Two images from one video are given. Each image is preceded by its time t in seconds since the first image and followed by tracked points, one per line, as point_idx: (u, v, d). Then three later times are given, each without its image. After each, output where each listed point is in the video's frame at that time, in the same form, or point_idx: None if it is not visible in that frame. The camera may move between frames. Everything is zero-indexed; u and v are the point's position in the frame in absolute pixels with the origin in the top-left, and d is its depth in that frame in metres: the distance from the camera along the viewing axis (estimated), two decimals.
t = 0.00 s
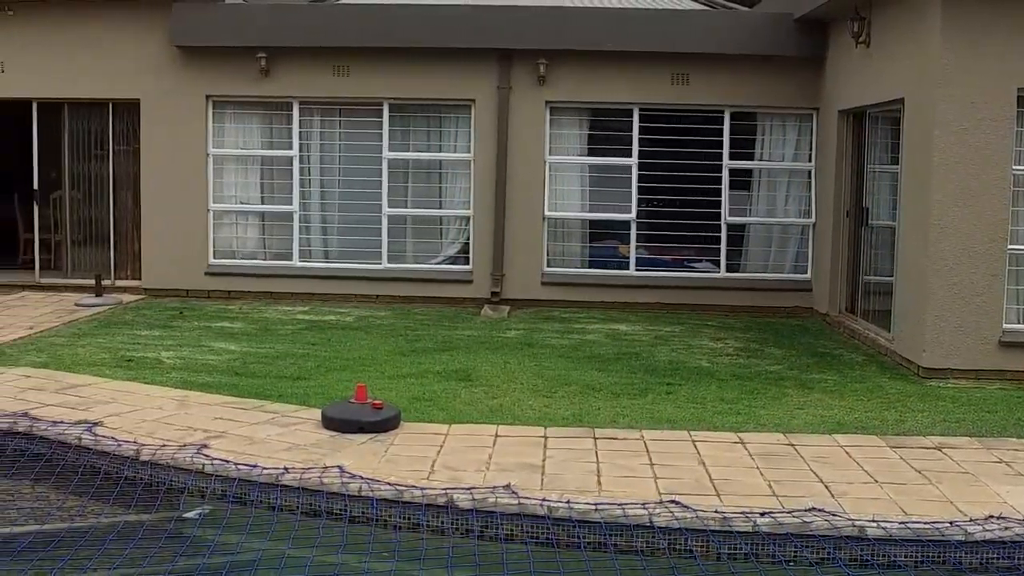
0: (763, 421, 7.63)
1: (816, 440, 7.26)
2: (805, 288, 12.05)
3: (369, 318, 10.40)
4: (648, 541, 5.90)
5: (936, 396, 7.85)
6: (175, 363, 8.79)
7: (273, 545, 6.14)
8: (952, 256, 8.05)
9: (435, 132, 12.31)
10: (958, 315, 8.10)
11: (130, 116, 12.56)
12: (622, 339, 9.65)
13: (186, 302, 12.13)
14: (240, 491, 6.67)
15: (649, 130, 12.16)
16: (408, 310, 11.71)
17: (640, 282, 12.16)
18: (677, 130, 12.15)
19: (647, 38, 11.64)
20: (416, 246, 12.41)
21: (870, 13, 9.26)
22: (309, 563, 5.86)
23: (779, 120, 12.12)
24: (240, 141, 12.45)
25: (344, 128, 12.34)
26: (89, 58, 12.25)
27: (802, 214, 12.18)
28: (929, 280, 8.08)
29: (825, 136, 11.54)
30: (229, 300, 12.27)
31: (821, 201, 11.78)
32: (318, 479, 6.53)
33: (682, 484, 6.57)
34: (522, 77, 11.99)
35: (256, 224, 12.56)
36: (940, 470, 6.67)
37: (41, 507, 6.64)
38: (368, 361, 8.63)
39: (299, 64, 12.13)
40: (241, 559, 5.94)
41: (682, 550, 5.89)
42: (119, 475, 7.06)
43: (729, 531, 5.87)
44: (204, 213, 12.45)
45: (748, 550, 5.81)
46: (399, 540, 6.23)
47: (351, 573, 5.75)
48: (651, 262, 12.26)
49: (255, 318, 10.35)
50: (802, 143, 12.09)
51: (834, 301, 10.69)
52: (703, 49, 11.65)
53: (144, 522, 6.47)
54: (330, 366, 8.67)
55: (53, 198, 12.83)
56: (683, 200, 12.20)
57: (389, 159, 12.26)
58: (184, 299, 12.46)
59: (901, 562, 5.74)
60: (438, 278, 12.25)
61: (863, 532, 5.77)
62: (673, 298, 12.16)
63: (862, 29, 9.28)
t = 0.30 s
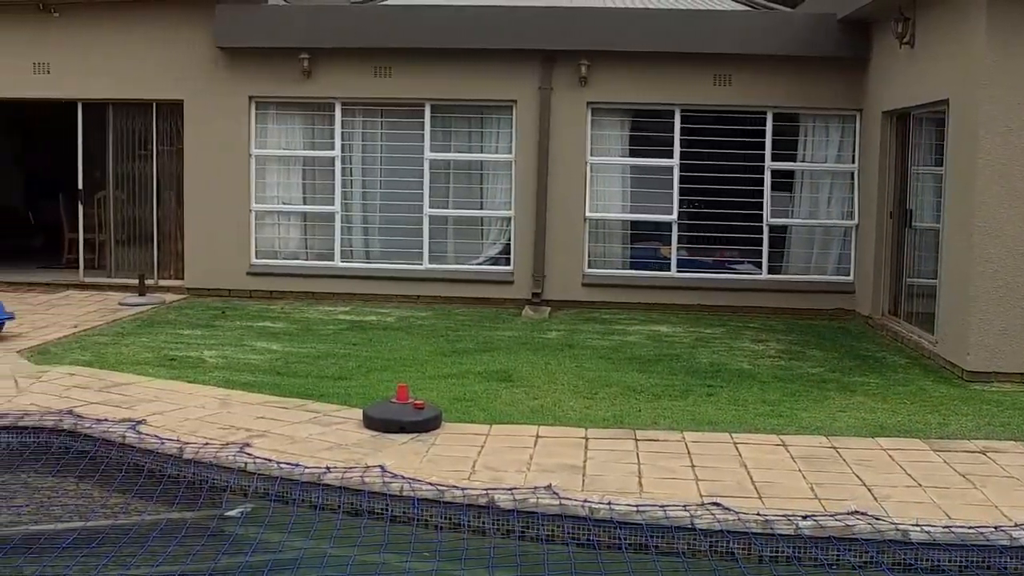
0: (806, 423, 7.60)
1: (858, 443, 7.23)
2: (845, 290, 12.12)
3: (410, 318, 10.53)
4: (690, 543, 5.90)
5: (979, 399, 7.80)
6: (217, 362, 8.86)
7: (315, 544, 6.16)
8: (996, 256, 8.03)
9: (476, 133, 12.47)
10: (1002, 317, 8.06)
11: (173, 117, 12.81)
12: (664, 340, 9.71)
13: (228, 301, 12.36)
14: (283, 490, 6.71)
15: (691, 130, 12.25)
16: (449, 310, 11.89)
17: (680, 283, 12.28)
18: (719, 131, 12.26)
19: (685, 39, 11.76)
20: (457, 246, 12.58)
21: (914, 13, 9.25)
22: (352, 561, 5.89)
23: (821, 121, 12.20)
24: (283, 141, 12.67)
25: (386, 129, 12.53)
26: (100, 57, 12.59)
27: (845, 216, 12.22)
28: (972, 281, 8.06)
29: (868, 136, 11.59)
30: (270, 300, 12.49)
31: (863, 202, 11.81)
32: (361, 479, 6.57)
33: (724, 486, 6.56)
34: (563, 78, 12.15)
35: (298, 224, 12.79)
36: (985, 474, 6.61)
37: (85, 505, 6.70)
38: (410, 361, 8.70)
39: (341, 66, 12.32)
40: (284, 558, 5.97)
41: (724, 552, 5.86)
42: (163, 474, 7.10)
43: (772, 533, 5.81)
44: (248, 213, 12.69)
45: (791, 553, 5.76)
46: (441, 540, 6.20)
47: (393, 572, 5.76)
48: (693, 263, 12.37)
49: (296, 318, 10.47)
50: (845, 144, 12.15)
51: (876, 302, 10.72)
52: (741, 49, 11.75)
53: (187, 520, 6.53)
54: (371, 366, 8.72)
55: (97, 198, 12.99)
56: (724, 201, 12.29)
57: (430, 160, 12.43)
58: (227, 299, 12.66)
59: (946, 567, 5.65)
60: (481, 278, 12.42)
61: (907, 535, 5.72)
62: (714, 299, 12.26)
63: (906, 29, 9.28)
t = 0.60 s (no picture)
0: (848, 426, 7.56)
1: (900, 446, 7.19)
2: (884, 292, 12.22)
3: (449, 318, 10.79)
4: (731, 546, 5.79)
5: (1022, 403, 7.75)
6: (257, 362, 8.94)
7: (356, 543, 6.12)
8: None
9: (517, 134, 12.68)
10: None
11: (214, 117, 13.13)
12: (705, 342, 9.80)
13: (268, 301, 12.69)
14: (324, 490, 6.66)
15: (732, 132, 12.41)
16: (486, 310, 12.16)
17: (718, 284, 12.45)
18: (760, 132, 12.38)
19: (722, 40, 11.86)
20: (497, 247, 12.81)
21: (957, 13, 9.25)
22: (392, 560, 5.85)
23: (863, 123, 12.31)
24: (323, 142, 12.94)
25: (426, 128, 12.79)
26: (111, 58, 13.01)
27: (887, 218, 12.31)
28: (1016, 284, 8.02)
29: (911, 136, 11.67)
30: (310, 300, 12.80)
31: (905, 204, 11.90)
32: (402, 479, 6.54)
33: (767, 488, 6.50)
34: (602, 80, 12.34)
35: (338, 224, 13.08)
36: None
37: (128, 502, 6.72)
38: (452, 362, 8.78)
39: (383, 69, 12.58)
40: (326, 557, 5.93)
41: (767, 555, 5.74)
42: (205, 472, 7.08)
43: (812, 536, 5.72)
44: (288, 213, 12.99)
45: (832, 556, 5.66)
46: (482, 540, 6.13)
47: (433, 572, 5.71)
48: (732, 265, 12.53)
49: (336, 317, 10.71)
50: (886, 145, 12.25)
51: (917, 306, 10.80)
52: (779, 50, 11.84)
53: (229, 518, 6.50)
54: (410, 367, 8.78)
55: (139, 197, 13.42)
56: (764, 203, 12.42)
57: (470, 160, 12.66)
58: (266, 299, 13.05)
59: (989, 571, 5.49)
60: (519, 280, 12.66)
61: (950, 540, 5.61)
62: (753, 301, 12.40)
63: (948, 29, 9.32)
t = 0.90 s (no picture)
0: (887, 430, 7.53)
1: (941, 449, 7.14)
2: (924, 295, 12.21)
3: (486, 320, 10.84)
4: (771, 549, 5.72)
5: None
6: (296, 362, 9.00)
7: (395, 543, 6.13)
8: None
9: (555, 135, 12.75)
10: None
11: (253, 117, 13.21)
12: (744, 344, 9.82)
13: (307, 301, 12.84)
14: (363, 490, 6.66)
15: (771, 133, 12.42)
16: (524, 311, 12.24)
17: (755, 286, 12.47)
18: (800, 133, 12.38)
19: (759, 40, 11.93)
20: (534, 249, 12.86)
21: (999, 14, 9.20)
22: (430, 561, 5.85)
23: (903, 124, 12.29)
24: (362, 143, 13.05)
25: (464, 128, 12.85)
26: (145, 58, 13.17)
27: (927, 220, 12.29)
28: None
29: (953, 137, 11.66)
30: (348, 300, 12.94)
31: (948, 206, 11.89)
32: (440, 479, 6.54)
33: (807, 492, 6.46)
34: (641, 81, 12.39)
35: (376, 224, 13.17)
36: None
37: (169, 501, 6.77)
38: (490, 364, 8.82)
39: (420, 70, 12.67)
40: (365, 557, 5.94)
41: (807, 559, 5.69)
42: (246, 472, 7.12)
43: (852, 540, 5.69)
44: (327, 214, 13.11)
45: (871, 559, 5.64)
46: (520, 541, 6.13)
47: (472, 572, 5.70)
48: (770, 267, 12.55)
49: (373, 318, 10.85)
50: (927, 146, 12.25)
51: (958, 308, 10.91)
52: (816, 49, 11.89)
53: (269, 518, 6.53)
54: (449, 368, 8.81)
55: (178, 198, 13.45)
56: (802, 204, 12.44)
57: (509, 160, 12.72)
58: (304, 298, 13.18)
59: None
60: (556, 281, 12.72)
61: (992, 545, 5.53)
62: (791, 303, 12.43)
63: (991, 31, 9.26)
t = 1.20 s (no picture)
0: (924, 433, 7.48)
1: (981, 454, 7.08)
2: (962, 298, 12.17)
3: (523, 321, 10.93)
4: (809, 553, 5.66)
5: None
6: (333, 362, 9.06)
7: (433, 544, 6.12)
8: None
9: (591, 136, 12.82)
10: None
11: (291, 119, 13.35)
12: (781, 346, 9.87)
13: (343, 301, 12.99)
14: (400, 490, 6.66)
15: (810, 134, 12.42)
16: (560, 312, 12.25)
17: (792, 289, 12.44)
18: (838, 134, 12.38)
19: (795, 41, 11.94)
20: (571, 250, 12.92)
21: None
22: (468, 562, 5.84)
23: (943, 125, 12.28)
24: (398, 144, 13.17)
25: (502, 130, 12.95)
26: (182, 60, 13.44)
27: (966, 222, 12.29)
28: None
29: (993, 138, 11.66)
30: (383, 300, 13.04)
31: (988, 208, 11.89)
32: (478, 480, 6.49)
33: (846, 495, 6.41)
34: (679, 81, 12.41)
35: (413, 226, 13.29)
36: None
37: (207, 500, 6.81)
38: (524, 365, 8.86)
39: (458, 70, 12.76)
40: (402, 557, 5.94)
41: (845, 563, 5.64)
42: (281, 471, 7.18)
43: (890, 544, 5.61)
44: (364, 213, 13.24)
45: (910, 564, 5.55)
46: (556, 542, 6.09)
47: (510, 573, 5.70)
48: (808, 269, 12.53)
49: (409, 318, 10.99)
50: (967, 147, 12.22)
51: (998, 312, 11.23)
52: (853, 49, 11.87)
53: (307, 517, 6.54)
54: (486, 369, 8.85)
55: (216, 198, 13.63)
56: (839, 206, 12.43)
57: (546, 162, 12.82)
58: (341, 298, 13.30)
59: None
60: (592, 281, 12.76)
61: None
62: (828, 305, 12.40)
63: None
